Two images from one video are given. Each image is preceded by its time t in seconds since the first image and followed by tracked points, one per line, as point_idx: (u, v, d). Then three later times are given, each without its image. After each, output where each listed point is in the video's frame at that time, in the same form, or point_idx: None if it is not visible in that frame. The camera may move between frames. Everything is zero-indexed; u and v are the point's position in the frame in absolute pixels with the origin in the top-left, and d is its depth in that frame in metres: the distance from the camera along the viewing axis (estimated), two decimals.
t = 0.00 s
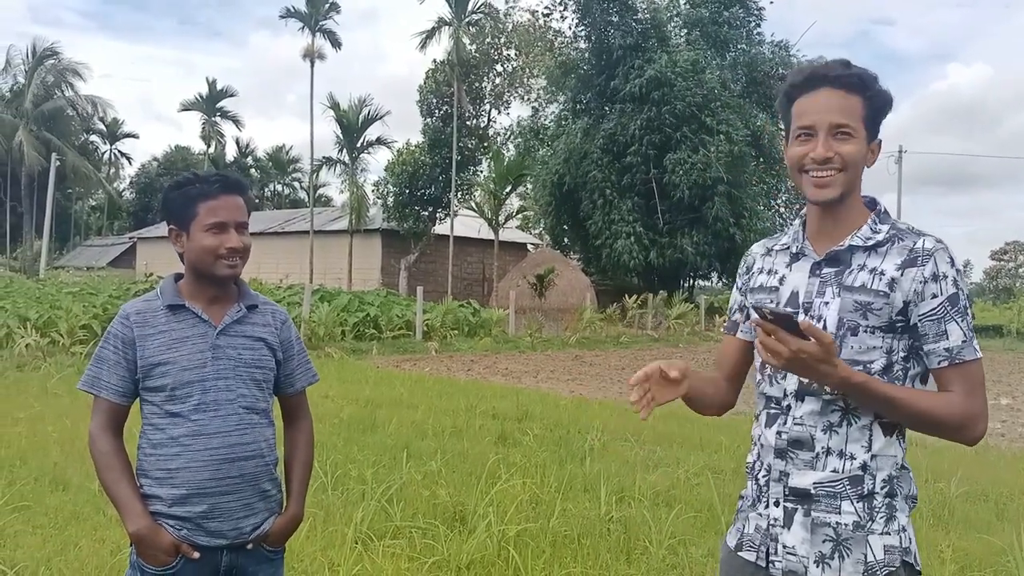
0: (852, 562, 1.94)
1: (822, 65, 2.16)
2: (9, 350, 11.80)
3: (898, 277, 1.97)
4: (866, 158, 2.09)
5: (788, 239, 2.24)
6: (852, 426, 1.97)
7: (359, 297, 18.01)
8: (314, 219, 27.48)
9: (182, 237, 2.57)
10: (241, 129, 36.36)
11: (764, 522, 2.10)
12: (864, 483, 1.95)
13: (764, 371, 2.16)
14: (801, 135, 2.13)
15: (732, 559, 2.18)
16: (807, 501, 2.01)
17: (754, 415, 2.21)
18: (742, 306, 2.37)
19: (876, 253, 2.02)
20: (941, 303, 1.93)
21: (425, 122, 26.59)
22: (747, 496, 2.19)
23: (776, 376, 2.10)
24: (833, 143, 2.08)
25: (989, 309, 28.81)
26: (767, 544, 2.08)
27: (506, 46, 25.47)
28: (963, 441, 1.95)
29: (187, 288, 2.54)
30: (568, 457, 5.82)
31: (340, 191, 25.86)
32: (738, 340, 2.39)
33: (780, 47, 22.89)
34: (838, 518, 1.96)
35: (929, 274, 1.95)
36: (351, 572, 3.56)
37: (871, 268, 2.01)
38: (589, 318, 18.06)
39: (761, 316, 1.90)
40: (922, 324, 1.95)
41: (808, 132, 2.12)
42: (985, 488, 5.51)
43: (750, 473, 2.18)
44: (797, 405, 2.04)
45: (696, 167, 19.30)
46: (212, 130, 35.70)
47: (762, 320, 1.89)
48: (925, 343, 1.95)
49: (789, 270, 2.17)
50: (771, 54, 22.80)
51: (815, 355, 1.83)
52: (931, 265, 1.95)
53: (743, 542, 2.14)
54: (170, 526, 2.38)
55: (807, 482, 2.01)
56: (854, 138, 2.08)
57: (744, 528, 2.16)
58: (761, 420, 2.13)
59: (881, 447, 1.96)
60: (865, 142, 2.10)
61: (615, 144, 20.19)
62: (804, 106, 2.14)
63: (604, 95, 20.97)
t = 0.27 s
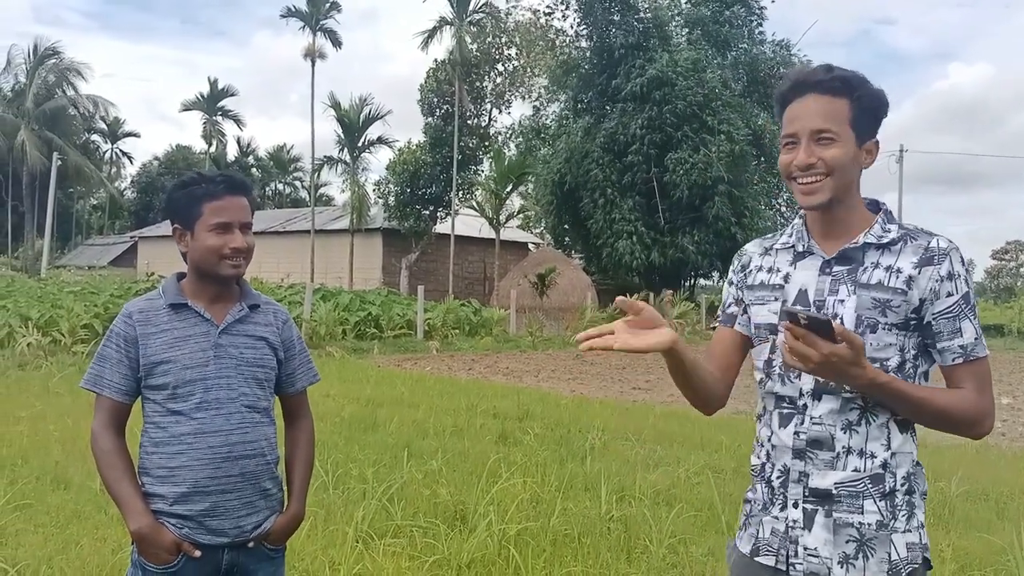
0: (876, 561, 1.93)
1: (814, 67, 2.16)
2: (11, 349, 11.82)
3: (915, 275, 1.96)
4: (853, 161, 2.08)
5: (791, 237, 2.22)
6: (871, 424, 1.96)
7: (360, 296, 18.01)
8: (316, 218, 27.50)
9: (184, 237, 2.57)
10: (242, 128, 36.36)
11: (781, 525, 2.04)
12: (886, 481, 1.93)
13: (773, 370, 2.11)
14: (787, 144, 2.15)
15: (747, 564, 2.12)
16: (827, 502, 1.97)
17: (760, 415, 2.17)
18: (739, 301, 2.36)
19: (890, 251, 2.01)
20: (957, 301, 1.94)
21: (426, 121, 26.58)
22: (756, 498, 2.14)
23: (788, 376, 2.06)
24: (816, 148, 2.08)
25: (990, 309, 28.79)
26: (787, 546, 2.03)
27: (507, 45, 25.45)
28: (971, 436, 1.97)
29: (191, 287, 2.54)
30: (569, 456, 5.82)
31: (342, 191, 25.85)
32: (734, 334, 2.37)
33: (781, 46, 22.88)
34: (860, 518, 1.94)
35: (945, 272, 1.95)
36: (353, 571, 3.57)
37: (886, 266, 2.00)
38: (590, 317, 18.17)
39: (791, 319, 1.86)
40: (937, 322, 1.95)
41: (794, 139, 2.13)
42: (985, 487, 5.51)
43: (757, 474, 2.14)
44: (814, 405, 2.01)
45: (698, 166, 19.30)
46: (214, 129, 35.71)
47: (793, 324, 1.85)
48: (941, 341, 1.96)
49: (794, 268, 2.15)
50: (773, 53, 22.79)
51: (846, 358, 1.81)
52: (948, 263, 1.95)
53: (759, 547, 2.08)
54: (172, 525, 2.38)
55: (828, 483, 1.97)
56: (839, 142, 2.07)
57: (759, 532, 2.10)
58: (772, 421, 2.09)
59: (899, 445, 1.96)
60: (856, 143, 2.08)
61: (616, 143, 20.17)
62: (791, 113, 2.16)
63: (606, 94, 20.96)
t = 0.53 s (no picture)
0: (884, 562, 1.93)
1: (801, 66, 2.17)
2: (12, 348, 11.82)
3: (919, 275, 1.96)
4: (830, 156, 2.07)
5: (792, 237, 2.21)
6: (878, 425, 1.96)
7: (361, 294, 18.00)
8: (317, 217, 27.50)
9: (188, 236, 2.57)
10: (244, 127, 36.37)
11: (789, 527, 2.04)
12: (893, 481, 1.93)
13: (779, 372, 2.10)
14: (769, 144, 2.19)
15: (754, 566, 2.12)
16: (835, 503, 1.97)
17: (765, 417, 2.16)
18: (737, 308, 2.34)
19: (893, 250, 2.01)
20: (963, 301, 1.94)
21: (427, 120, 26.56)
22: (762, 500, 2.13)
23: (793, 377, 2.05)
24: (789, 146, 2.10)
25: (992, 308, 28.73)
26: (794, 548, 2.02)
27: (509, 44, 25.42)
28: (978, 435, 1.98)
29: (193, 286, 2.54)
30: (570, 454, 5.82)
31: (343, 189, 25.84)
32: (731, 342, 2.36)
33: (783, 45, 22.86)
34: (869, 519, 1.93)
35: (949, 272, 1.96)
36: (354, 570, 3.57)
37: (889, 266, 1.99)
38: (591, 316, 18.34)
39: (797, 328, 1.85)
40: (942, 322, 1.95)
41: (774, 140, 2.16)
42: (987, 486, 5.50)
43: (763, 476, 2.13)
44: (819, 407, 2.00)
45: (699, 165, 19.29)
46: (215, 128, 35.71)
47: (799, 333, 1.84)
48: (946, 340, 1.96)
49: (797, 269, 2.14)
50: (774, 51, 22.77)
51: (852, 364, 1.80)
52: (952, 263, 1.95)
53: (767, 549, 2.08)
54: (173, 523, 2.38)
55: (836, 484, 1.97)
56: (814, 138, 2.08)
57: (767, 535, 2.09)
58: (779, 422, 2.08)
59: (906, 446, 1.95)
60: (836, 137, 2.07)
61: (617, 141, 20.15)
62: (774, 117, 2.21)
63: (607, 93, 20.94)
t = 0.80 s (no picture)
0: (875, 563, 1.92)
1: (803, 65, 2.15)
2: (14, 347, 11.83)
3: (909, 274, 1.96)
4: (835, 157, 2.06)
5: (795, 237, 2.22)
6: (871, 425, 1.94)
7: (362, 294, 18.00)
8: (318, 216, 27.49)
9: (190, 235, 2.58)
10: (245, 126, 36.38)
11: (784, 525, 2.05)
12: (886, 482, 1.92)
13: (777, 371, 2.12)
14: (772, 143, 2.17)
15: (750, 563, 2.13)
16: (828, 503, 1.97)
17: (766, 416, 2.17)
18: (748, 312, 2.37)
19: (886, 249, 2.01)
20: (954, 299, 1.92)
21: (428, 119, 26.55)
22: (762, 498, 2.14)
23: (789, 377, 2.06)
24: (794, 146, 2.09)
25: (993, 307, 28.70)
26: (789, 546, 2.04)
27: (510, 43, 25.41)
28: (977, 438, 1.95)
29: (195, 284, 2.55)
30: (571, 454, 5.82)
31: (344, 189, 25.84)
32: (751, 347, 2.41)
33: (784, 44, 22.85)
34: (860, 519, 1.93)
35: (941, 270, 1.94)
36: (355, 569, 3.58)
37: (881, 265, 2.00)
38: (592, 315, 18.33)
39: (772, 320, 1.89)
40: (934, 320, 1.93)
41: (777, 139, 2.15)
42: (988, 485, 5.50)
43: (762, 474, 2.14)
44: (814, 406, 2.00)
45: (701, 164, 19.29)
46: (217, 128, 35.72)
47: (773, 324, 1.89)
48: (939, 339, 1.94)
49: (797, 269, 2.16)
50: (776, 50, 22.76)
51: (828, 357, 1.82)
52: (943, 260, 1.94)
53: (762, 546, 2.10)
54: (174, 522, 2.38)
55: (828, 483, 1.96)
56: (819, 139, 2.07)
57: (763, 532, 2.11)
58: (776, 421, 2.10)
59: (900, 447, 1.94)
60: (841, 138, 2.06)
61: (618, 140, 20.15)
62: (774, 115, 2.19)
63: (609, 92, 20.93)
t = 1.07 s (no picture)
0: (869, 562, 1.92)
1: (811, 61, 2.14)
2: (14, 346, 11.82)
3: (903, 271, 1.96)
4: (842, 156, 2.05)
5: (793, 235, 2.22)
6: (867, 423, 1.94)
7: (362, 292, 18.00)
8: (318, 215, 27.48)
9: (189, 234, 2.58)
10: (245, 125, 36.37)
11: (779, 524, 2.05)
12: (881, 481, 1.91)
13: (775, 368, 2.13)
14: (780, 140, 2.15)
15: (747, 562, 2.14)
16: (822, 501, 1.97)
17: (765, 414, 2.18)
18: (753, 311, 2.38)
19: (882, 247, 2.00)
20: (949, 296, 1.91)
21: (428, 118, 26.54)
22: (760, 496, 2.14)
23: (787, 374, 2.07)
24: (803, 144, 2.08)
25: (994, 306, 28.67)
26: (785, 544, 2.04)
27: (510, 41, 25.42)
28: (973, 436, 1.94)
29: (194, 282, 2.55)
30: (571, 452, 5.82)
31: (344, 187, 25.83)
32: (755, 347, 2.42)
33: (784, 42, 22.85)
34: (855, 518, 1.93)
35: (935, 268, 1.93)
36: (356, 567, 3.58)
37: (876, 263, 2.00)
38: (593, 314, 18.19)
39: (764, 317, 1.91)
40: (929, 318, 1.93)
41: (783, 136, 2.13)
42: (989, 482, 5.51)
43: (760, 472, 2.15)
44: (810, 404, 2.00)
45: (702, 162, 19.29)
46: (217, 126, 35.71)
47: (765, 322, 1.91)
48: (933, 337, 1.93)
49: (795, 267, 2.16)
50: (775, 49, 22.78)
51: (817, 354, 1.82)
52: (937, 258, 1.93)
53: (758, 545, 2.10)
54: (175, 520, 2.39)
55: (822, 482, 1.96)
56: (828, 138, 2.06)
57: (759, 530, 2.11)
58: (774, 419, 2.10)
59: (896, 445, 1.93)
60: (849, 137, 2.06)
61: (619, 139, 20.15)
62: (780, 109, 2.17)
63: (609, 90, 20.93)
